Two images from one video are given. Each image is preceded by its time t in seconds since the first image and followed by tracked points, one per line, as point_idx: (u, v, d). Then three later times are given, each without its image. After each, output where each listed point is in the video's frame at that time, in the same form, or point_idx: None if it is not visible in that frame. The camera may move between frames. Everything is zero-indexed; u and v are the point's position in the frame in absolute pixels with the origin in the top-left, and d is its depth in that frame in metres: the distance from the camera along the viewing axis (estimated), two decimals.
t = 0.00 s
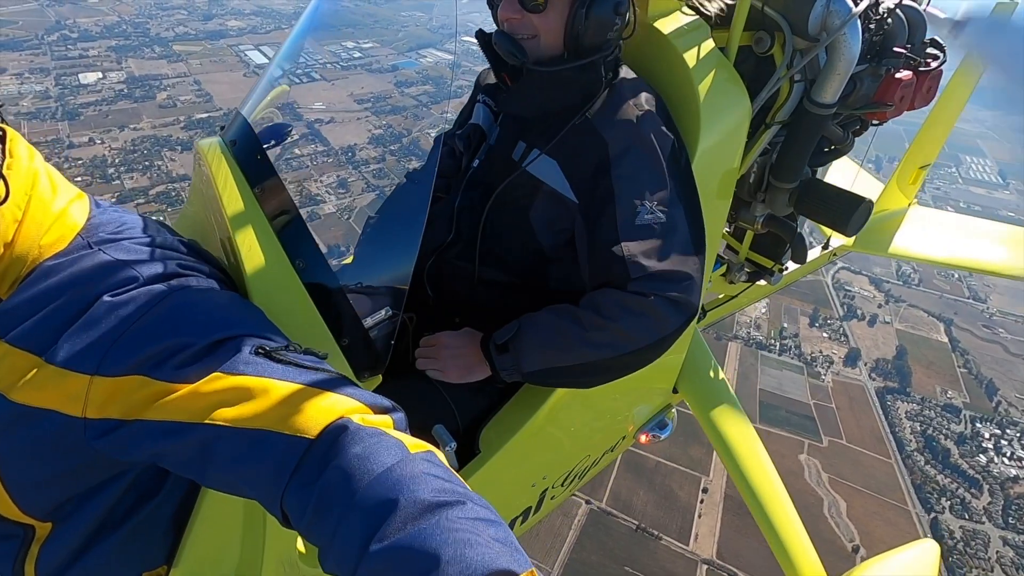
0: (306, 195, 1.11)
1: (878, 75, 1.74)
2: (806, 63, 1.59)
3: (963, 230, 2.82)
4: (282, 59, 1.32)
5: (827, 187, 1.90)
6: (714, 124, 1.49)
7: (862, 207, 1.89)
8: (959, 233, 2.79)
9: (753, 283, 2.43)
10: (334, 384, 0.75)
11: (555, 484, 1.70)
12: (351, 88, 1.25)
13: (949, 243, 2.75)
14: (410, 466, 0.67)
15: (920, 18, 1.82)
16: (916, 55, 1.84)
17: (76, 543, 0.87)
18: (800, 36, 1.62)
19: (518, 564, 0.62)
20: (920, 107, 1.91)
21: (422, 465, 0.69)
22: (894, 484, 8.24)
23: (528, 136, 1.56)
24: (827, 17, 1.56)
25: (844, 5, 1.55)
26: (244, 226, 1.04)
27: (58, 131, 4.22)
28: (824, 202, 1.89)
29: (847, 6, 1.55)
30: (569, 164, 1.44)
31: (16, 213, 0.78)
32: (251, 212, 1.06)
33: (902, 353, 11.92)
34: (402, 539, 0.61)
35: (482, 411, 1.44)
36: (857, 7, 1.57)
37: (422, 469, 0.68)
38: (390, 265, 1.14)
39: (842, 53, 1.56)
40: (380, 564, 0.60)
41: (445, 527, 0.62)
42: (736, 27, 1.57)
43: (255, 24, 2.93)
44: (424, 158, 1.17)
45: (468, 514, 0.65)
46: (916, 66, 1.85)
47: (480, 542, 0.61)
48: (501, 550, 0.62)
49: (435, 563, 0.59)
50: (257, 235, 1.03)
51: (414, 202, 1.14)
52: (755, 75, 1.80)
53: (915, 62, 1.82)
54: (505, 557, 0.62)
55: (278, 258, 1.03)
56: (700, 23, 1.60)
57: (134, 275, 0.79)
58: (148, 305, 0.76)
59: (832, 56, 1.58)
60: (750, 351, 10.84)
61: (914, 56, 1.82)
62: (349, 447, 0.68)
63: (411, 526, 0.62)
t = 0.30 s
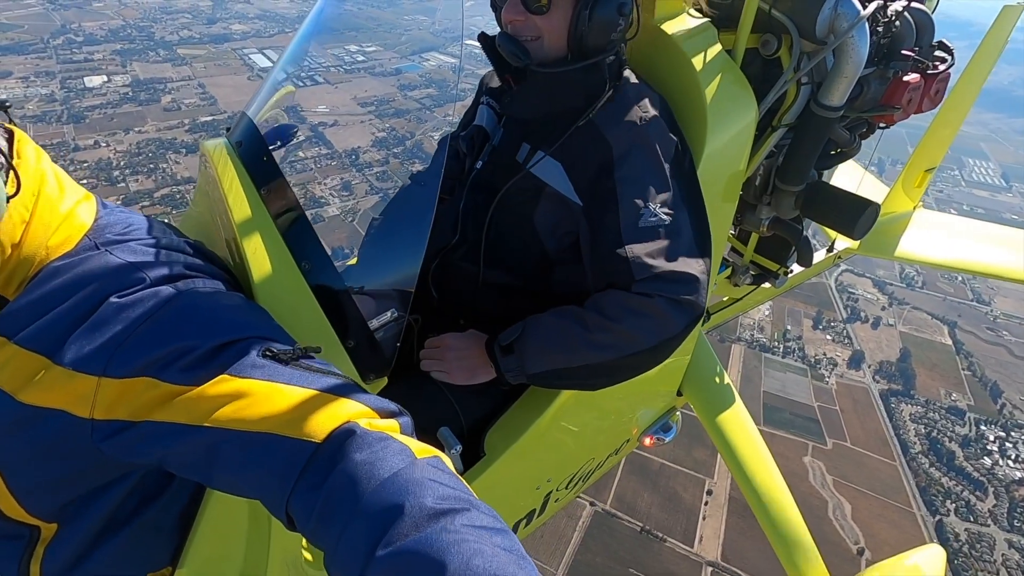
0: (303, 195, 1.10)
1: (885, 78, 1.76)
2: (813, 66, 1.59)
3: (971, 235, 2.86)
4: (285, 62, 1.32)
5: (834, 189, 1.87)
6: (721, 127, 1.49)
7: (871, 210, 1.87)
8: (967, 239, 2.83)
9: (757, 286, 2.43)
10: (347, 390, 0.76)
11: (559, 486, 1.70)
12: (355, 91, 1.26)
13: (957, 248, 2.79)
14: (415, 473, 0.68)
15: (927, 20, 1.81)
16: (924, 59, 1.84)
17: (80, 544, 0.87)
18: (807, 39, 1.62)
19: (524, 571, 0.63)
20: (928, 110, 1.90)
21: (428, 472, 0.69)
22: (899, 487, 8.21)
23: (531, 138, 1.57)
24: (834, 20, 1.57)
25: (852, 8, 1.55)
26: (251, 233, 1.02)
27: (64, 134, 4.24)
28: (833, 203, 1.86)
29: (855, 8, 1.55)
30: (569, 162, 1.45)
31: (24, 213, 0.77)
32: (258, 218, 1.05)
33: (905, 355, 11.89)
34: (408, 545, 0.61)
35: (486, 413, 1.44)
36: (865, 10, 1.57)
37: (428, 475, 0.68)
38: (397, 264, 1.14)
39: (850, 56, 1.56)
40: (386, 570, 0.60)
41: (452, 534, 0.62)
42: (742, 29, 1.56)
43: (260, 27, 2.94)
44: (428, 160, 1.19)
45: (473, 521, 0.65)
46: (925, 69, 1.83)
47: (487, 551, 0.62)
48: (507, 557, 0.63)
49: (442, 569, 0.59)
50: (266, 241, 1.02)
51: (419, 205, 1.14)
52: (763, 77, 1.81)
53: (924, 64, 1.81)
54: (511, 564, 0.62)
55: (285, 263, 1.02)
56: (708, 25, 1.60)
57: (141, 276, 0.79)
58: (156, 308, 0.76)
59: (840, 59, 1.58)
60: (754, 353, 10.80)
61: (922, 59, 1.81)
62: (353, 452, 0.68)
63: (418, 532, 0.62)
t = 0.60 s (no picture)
0: (316, 199, 1.11)
1: (892, 82, 1.76)
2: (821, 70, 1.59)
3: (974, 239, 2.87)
4: (292, 69, 1.34)
5: (839, 192, 1.91)
6: (728, 132, 1.50)
7: (875, 215, 1.89)
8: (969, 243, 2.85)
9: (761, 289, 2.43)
10: (357, 393, 0.75)
11: (564, 490, 1.70)
12: (358, 95, 1.27)
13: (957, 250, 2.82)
14: (425, 476, 0.68)
15: (934, 24, 1.83)
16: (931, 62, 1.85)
17: (88, 545, 0.87)
18: (815, 43, 1.62)
19: None
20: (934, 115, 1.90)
21: (437, 474, 0.69)
22: (904, 490, 8.18)
23: (537, 141, 1.57)
24: (843, 24, 1.56)
25: (860, 12, 1.56)
26: (264, 240, 1.03)
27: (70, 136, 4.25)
28: (838, 206, 1.89)
29: (864, 13, 1.56)
30: (577, 166, 1.46)
31: (34, 217, 0.79)
32: (271, 225, 1.05)
33: (909, 358, 11.86)
34: (419, 548, 0.61)
35: (493, 415, 1.43)
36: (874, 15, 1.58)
37: (437, 478, 0.68)
38: (404, 264, 1.13)
39: (858, 60, 1.57)
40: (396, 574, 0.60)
41: (462, 538, 0.62)
42: (751, 33, 1.57)
43: (265, 32, 2.95)
44: (431, 165, 1.18)
45: (483, 525, 0.65)
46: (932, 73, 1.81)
47: (497, 555, 0.62)
48: (517, 561, 0.63)
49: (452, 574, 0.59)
50: (277, 247, 1.03)
51: (430, 209, 1.15)
52: (770, 82, 1.81)
53: (933, 69, 1.80)
54: (522, 569, 0.62)
55: (297, 267, 1.02)
56: (717, 29, 1.59)
57: (150, 278, 0.79)
58: (165, 310, 0.75)
59: (848, 64, 1.59)
60: (757, 356, 10.77)
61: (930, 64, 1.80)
62: (363, 454, 0.68)
63: (427, 536, 0.62)
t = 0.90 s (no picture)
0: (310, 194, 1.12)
1: (890, 77, 1.75)
2: (819, 65, 1.60)
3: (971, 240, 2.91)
4: (286, 66, 1.34)
5: (837, 190, 1.88)
6: (725, 128, 1.50)
7: (875, 210, 1.86)
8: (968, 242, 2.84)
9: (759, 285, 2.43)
10: (354, 381, 0.76)
11: (561, 483, 1.70)
12: (361, 98, 1.27)
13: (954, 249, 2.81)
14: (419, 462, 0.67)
15: (933, 20, 1.80)
16: (929, 59, 1.85)
17: (82, 532, 0.87)
18: (813, 37, 1.62)
19: (527, 563, 0.62)
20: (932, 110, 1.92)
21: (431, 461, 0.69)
22: (908, 493, 8.15)
23: (534, 133, 1.57)
24: (841, 19, 1.56)
25: (857, 6, 1.56)
26: (261, 232, 1.04)
27: (76, 140, 4.27)
28: (841, 203, 1.86)
29: (861, 6, 1.55)
30: (573, 158, 1.46)
31: (29, 198, 0.78)
32: (268, 217, 1.06)
33: (914, 360, 11.83)
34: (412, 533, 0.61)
35: (489, 407, 1.44)
36: (871, 9, 1.58)
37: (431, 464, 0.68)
38: (398, 259, 1.13)
39: (856, 54, 1.58)
40: (388, 559, 0.60)
41: (455, 523, 0.62)
42: (749, 28, 1.59)
43: (268, 34, 2.96)
44: (428, 159, 1.20)
45: (477, 512, 0.65)
46: (930, 69, 1.85)
47: (489, 541, 0.61)
48: (511, 547, 0.63)
49: (444, 558, 0.58)
50: (275, 239, 1.04)
51: (422, 200, 1.16)
52: (768, 77, 1.80)
53: (930, 64, 1.83)
54: (514, 555, 0.62)
55: (293, 256, 1.04)
56: (714, 23, 1.59)
57: (145, 265, 0.80)
58: (162, 297, 0.76)
59: (846, 58, 1.60)
60: (761, 358, 10.75)
61: (927, 59, 1.83)
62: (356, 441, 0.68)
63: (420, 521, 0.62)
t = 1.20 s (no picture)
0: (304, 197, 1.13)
1: (890, 82, 1.76)
2: (818, 69, 1.59)
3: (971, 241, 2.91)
4: (287, 68, 1.34)
5: (834, 194, 1.90)
6: (725, 132, 1.50)
7: (873, 215, 1.89)
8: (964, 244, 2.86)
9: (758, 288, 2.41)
10: (347, 390, 0.76)
11: (556, 487, 1.70)
12: (364, 102, 1.27)
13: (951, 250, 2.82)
14: (413, 472, 0.68)
15: (933, 24, 1.82)
16: (930, 63, 1.84)
17: (73, 536, 0.88)
18: (813, 42, 1.62)
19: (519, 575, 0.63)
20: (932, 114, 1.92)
21: (425, 471, 0.69)
22: (912, 496, 8.14)
23: (530, 136, 1.58)
24: (841, 23, 1.56)
25: (858, 10, 1.55)
26: (258, 242, 1.03)
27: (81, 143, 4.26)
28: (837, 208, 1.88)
29: (862, 11, 1.55)
30: (569, 162, 1.47)
31: (20, 203, 0.79)
32: (265, 227, 1.05)
33: (917, 363, 11.81)
34: (404, 545, 0.62)
35: (485, 411, 1.45)
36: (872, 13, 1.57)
37: (424, 475, 0.69)
38: (395, 257, 1.17)
39: (856, 59, 1.59)
40: (380, 570, 0.61)
41: (447, 535, 0.62)
42: (748, 31, 1.57)
43: (272, 40, 2.96)
44: (426, 160, 1.20)
45: (469, 523, 0.65)
46: (930, 73, 1.84)
47: (481, 553, 0.62)
48: (502, 559, 0.63)
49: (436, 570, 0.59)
50: (271, 252, 1.03)
51: (423, 198, 1.18)
52: (768, 80, 1.81)
53: (930, 69, 1.81)
54: (506, 567, 0.62)
55: (290, 266, 1.03)
56: (714, 27, 1.59)
57: (138, 271, 0.80)
58: (155, 304, 0.76)
59: (845, 62, 1.61)
60: (765, 361, 10.72)
61: (928, 64, 1.81)
62: (350, 451, 0.68)
63: (413, 532, 0.62)
